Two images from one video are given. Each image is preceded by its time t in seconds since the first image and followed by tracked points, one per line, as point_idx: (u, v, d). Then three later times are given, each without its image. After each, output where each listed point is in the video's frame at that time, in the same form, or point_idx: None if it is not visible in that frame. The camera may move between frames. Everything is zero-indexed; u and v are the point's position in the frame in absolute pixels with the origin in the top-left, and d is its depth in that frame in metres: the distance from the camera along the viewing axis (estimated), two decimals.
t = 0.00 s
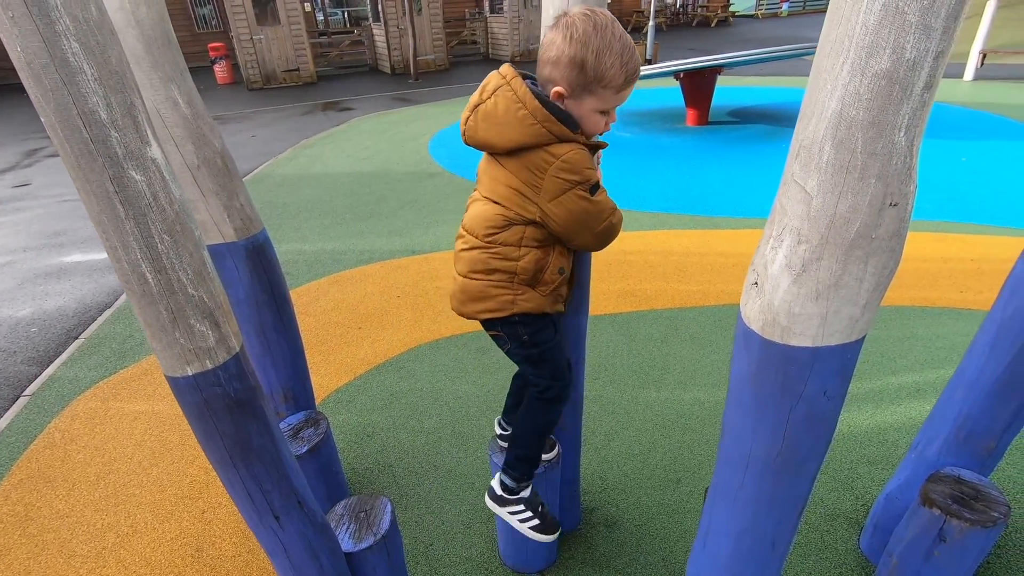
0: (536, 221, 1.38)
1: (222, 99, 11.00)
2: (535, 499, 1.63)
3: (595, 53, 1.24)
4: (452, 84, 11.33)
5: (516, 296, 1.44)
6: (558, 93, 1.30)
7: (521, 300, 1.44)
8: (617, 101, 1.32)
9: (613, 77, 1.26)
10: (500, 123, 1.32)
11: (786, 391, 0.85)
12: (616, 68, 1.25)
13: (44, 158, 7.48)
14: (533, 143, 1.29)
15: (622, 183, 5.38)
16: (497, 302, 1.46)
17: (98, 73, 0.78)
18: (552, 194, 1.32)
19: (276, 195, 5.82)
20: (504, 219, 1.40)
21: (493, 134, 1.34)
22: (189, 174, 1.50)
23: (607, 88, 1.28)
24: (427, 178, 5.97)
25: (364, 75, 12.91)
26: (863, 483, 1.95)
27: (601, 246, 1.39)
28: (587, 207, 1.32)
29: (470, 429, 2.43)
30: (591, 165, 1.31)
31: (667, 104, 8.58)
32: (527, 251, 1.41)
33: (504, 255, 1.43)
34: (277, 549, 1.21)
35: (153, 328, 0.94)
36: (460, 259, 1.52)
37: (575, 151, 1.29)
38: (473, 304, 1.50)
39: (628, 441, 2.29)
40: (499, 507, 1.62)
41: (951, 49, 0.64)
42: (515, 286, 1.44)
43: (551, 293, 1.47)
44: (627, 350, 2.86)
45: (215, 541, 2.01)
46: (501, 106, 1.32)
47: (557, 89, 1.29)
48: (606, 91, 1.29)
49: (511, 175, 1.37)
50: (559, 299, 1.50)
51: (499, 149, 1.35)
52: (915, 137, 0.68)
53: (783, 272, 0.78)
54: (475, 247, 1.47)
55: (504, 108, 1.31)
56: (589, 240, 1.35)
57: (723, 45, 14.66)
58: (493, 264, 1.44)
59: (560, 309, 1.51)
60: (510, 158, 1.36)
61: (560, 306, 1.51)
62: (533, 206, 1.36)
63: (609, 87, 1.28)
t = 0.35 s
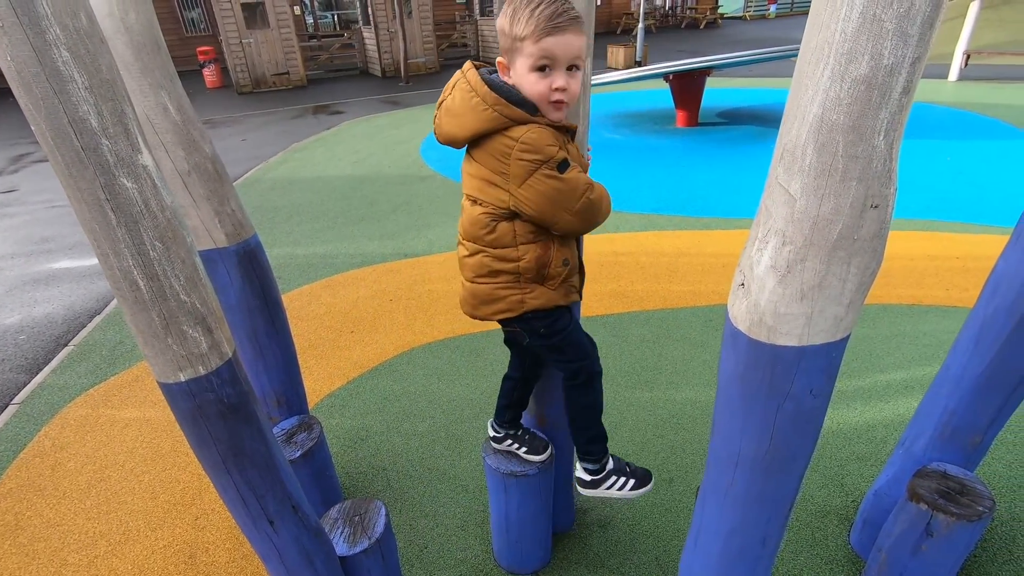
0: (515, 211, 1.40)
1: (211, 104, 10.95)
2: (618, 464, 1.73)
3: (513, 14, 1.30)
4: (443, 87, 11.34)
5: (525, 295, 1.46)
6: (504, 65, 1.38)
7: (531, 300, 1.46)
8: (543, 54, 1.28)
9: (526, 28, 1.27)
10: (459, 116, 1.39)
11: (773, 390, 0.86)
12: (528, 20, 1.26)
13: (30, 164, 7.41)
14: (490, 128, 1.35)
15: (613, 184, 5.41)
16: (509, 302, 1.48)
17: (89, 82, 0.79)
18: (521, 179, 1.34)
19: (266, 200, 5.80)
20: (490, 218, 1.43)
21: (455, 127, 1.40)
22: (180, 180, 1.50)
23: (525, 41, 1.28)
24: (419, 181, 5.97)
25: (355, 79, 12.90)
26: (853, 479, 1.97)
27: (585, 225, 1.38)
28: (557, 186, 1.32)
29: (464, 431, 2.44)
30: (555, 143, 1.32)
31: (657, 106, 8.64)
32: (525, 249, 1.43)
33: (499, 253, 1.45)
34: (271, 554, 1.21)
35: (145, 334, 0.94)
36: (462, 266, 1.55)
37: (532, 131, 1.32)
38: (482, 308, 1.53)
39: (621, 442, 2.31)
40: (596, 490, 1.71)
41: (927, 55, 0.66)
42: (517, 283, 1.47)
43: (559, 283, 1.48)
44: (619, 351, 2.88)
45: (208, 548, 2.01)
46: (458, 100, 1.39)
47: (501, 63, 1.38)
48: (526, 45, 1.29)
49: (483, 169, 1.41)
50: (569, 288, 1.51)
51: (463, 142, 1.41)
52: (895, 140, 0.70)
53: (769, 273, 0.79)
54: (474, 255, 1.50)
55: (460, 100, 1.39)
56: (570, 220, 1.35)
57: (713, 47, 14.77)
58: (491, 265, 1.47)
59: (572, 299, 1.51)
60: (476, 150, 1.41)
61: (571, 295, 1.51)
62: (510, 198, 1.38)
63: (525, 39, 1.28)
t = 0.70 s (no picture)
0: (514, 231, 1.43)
1: (205, 113, 10.95)
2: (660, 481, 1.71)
3: (497, 35, 1.36)
4: (436, 96, 11.40)
5: (550, 312, 1.50)
6: (494, 85, 1.43)
7: (556, 317, 1.50)
8: (524, 67, 1.32)
9: (508, 45, 1.32)
10: (451, 144, 1.43)
11: (764, 396, 0.89)
12: (510, 38, 1.32)
13: (22, 175, 7.37)
14: (483, 151, 1.38)
15: (607, 193, 5.45)
16: (535, 321, 1.51)
17: (96, 102, 0.81)
18: (514, 199, 1.37)
19: (260, 210, 5.81)
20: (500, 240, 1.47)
21: (449, 156, 1.43)
22: (179, 194, 1.52)
23: (508, 58, 1.33)
24: (413, 190, 6.00)
25: (348, 88, 12.95)
26: (846, 484, 2.00)
27: (578, 242, 1.38)
28: (547, 203, 1.34)
29: (460, 440, 2.45)
30: (545, 158, 1.35)
31: (648, 115, 8.73)
32: (542, 268, 1.47)
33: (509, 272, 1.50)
34: (272, 565, 1.22)
35: (148, 349, 0.95)
36: (481, 290, 1.58)
37: (521, 149, 1.34)
38: (505, 330, 1.56)
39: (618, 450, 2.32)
40: (637, 506, 1.69)
41: (906, 76, 0.69)
42: (529, 301, 1.50)
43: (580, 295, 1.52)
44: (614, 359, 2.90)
45: (205, 560, 2.00)
46: (448, 129, 1.43)
47: (491, 83, 1.44)
48: (510, 61, 1.34)
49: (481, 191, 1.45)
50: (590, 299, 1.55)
51: (458, 170, 1.44)
52: (877, 157, 0.73)
53: (759, 284, 0.82)
54: (493, 279, 1.53)
55: (450, 129, 1.42)
56: (562, 238, 1.36)
57: (703, 56, 14.95)
58: (503, 285, 1.52)
59: (592, 308, 1.56)
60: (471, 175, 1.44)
61: (592, 304, 1.56)
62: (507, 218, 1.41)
63: (508, 57, 1.33)
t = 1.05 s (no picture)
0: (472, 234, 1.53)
1: (198, 120, 10.93)
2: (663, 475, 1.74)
3: (533, 47, 1.38)
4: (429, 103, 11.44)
5: (549, 314, 1.52)
6: (512, 91, 1.46)
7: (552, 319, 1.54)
8: (561, 91, 1.41)
9: (551, 65, 1.38)
10: (444, 148, 1.50)
11: (760, 391, 0.90)
12: (553, 58, 1.37)
13: (12, 181, 7.32)
14: (470, 156, 1.45)
15: (601, 198, 5.49)
16: (535, 322, 1.53)
17: (100, 102, 0.82)
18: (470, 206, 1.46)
19: (255, 215, 5.80)
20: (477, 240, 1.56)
21: (441, 159, 1.51)
22: (177, 196, 1.52)
23: (547, 77, 1.39)
24: (407, 196, 6.01)
25: (342, 95, 12.97)
26: (840, 483, 2.02)
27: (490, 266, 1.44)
28: (480, 218, 1.42)
29: (457, 444, 2.46)
30: (517, 170, 1.40)
31: (641, 121, 8.80)
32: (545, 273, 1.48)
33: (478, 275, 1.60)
34: (271, 567, 1.22)
35: (149, 348, 0.96)
36: (481, 292, 1.61)
37: (501, 157, 1.40)
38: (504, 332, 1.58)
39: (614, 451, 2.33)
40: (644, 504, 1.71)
41: (896, 76, 0.71)
42: (491, 308, 1.58)
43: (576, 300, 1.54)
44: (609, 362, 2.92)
45: (200, 565, 1.99)
46: (442, 132, 1.51)
47: (508, 87, 1.46)
48: (547, 80, 1.40)
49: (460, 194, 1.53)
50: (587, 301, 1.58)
51: (450, 172, 1.51)
52: (868, 154, 0.75)
53: (755, 280, 0.84)
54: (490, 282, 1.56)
55: (444, 133, 1.50)
56: (480, 254, 1.45)
57: (695, 64, 15.10)
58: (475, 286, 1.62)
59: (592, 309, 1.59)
60: (458, 180, 1.51)
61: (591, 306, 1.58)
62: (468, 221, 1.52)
63: (549, 76, 1.39)
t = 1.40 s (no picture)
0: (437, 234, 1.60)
1: (179, 118, 10.80)
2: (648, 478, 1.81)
3: (503, 53, 1.40)
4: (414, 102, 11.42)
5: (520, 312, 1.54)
6: (477, 92, 1.48)
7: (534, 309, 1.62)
8: (527, 99, 1.46)
9: (520, 73, 1.41)
10: (401, 152, 1.55)
11: (711, 377, 0.93)
12: (522, 67, 1.40)
13: None
14: (427, 158, 1.50)
15: (584, 197, 5.53)
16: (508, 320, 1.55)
17: (50, 92, 0.82)
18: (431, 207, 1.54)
19: (235, 214, 5.75)
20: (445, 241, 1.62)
21: (400, 163, 1.56)
22: (143, 191, 1.51)
23: (515, 84, 1.43)
24: (390, 195, 6.01)
25: (327, 94, 12.90)
26: (807, 473, 2.07)
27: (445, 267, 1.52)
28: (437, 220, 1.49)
29: (433, 440, 2.47)
30: (474, 170, 1.46)
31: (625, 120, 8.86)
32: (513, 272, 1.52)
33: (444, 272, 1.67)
34: (236, 559, 1.22)
35: (106, 339, 0.96)
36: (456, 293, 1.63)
37: (458, 157, 1.47)
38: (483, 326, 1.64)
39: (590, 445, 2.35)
40: (625, 497, 1.76)
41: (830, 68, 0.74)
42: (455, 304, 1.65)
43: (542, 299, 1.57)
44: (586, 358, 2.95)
45: (172, 564, 1.98)
46: (400, 137, 1.56)
47: (473, 88, 1.48)
48: (515, 87, 1.43)
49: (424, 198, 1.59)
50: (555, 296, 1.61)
51: (409, 175, 1.57)
52: (806, 145, 0.77)
53: (702, 268, 0.86)
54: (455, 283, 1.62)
55: (402, 137, 1.55)
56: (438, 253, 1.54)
57: (679, 65, 15.25)
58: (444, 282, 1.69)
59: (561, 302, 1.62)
60: (419, 181, 1.57)
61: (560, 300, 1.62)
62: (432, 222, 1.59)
63: (517, 84, 1.42)
